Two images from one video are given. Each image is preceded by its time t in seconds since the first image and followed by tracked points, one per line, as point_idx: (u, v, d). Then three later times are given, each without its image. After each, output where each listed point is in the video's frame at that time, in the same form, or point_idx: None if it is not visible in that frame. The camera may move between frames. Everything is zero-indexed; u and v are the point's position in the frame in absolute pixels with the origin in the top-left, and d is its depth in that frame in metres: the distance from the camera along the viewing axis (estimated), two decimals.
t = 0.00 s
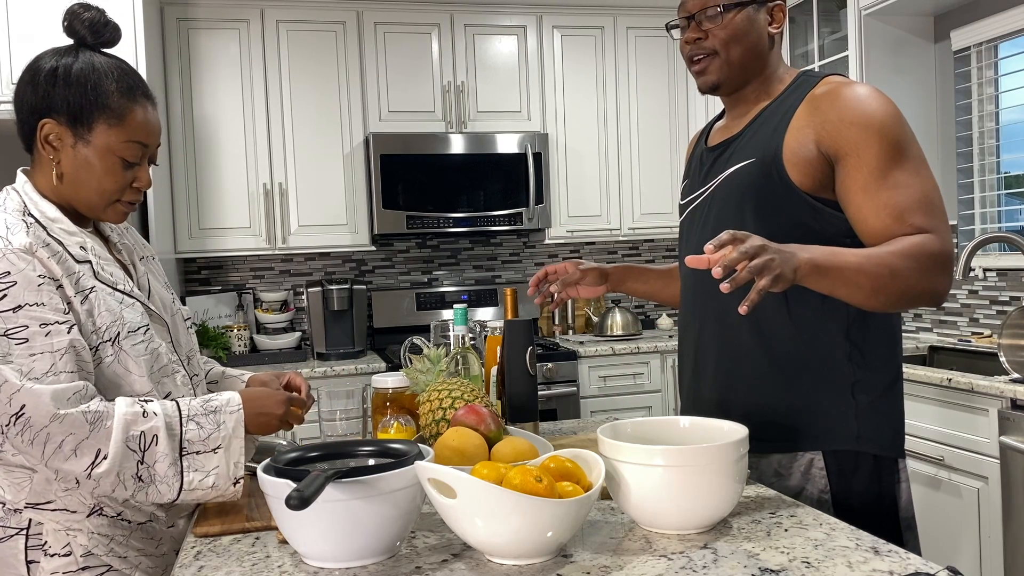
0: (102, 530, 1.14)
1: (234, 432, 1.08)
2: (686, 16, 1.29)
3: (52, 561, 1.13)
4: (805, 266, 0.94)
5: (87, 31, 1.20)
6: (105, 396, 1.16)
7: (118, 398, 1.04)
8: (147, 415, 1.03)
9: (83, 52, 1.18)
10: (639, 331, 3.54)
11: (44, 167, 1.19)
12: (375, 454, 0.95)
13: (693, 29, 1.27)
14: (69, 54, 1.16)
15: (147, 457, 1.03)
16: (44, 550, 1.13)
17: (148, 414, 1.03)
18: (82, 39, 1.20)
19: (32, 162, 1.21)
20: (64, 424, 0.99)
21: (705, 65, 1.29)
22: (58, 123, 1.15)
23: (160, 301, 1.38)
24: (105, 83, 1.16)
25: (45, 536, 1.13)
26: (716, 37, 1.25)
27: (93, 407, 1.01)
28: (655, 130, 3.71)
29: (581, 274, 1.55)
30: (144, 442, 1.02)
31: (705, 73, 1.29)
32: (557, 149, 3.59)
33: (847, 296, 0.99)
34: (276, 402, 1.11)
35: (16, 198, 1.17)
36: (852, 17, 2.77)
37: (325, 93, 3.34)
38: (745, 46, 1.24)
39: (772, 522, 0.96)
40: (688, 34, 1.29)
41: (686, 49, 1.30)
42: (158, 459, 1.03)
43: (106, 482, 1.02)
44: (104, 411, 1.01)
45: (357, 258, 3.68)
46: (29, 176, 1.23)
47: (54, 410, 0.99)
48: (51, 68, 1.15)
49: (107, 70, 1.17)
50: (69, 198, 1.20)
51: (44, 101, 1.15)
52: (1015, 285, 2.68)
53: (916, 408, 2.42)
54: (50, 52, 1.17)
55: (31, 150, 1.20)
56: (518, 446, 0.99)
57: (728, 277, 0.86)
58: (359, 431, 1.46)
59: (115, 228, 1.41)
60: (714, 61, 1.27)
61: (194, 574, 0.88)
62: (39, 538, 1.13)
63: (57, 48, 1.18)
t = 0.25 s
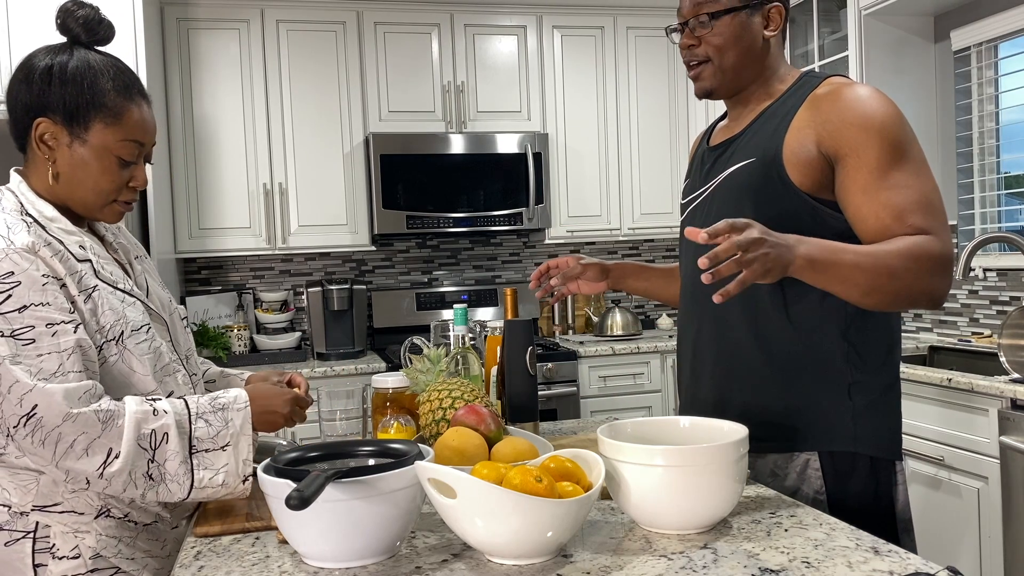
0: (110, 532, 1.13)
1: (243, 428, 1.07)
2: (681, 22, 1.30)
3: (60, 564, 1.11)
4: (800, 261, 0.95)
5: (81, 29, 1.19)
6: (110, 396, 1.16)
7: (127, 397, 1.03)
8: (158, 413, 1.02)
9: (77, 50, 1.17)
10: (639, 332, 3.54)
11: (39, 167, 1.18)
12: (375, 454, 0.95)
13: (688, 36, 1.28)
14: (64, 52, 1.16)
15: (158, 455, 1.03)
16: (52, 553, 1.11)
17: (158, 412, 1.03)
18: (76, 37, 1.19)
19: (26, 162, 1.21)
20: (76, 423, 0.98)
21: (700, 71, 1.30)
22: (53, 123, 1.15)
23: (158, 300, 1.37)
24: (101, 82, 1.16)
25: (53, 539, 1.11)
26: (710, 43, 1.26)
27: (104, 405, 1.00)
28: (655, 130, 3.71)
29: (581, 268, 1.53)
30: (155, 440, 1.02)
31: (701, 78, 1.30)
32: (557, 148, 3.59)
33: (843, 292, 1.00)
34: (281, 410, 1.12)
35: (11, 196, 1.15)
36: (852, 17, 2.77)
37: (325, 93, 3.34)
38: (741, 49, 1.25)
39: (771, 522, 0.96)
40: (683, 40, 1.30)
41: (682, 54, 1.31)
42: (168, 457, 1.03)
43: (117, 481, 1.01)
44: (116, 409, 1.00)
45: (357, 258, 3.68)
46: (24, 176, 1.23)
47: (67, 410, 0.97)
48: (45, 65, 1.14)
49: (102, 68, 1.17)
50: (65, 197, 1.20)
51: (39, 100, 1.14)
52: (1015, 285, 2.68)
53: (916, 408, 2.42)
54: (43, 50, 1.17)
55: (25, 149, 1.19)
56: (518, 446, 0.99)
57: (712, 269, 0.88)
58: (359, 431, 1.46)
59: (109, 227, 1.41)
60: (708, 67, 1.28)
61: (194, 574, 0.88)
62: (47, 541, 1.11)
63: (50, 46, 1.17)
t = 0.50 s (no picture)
0: (117, 534, 1.13)
1: (249, 435, 1.07)
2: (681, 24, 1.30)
3: (68, 567, 1.11)
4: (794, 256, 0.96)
5: (80, 28, 1.19)
6: (114, 397, 1.15)
7: (131, 400, 1.03)
8: (163, 418, 1.02)
9: (74, 49, 1.17)
10: (639, 331, 3.54)
11: (36, 167, 1.18)
12: (375, 454, 0.95)
13: (687, 38, 1.28)
14: (60, 51, 1.15)
15: (163, 461, 1.02)
16: (60, 556, 1.11)
17: (163, 417, 1.03)
18: (73, 36, 1.19)
19: (24, 162, 1.20)
20: (81, 427, 0.97)
21: (700, 73, 1.30)
22: (51, 123, 1.15)
23: (156, 300, 1.36)
24: (100, 81, 1.16)
25: (61, 541, 1.11)
26: (709, 44, 1.26)
27: (109, 409, 1.00)
28: (655, 130, 3.71)
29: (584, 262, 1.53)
30: (160, 446, 1.02)
31: (700, 79, 1.30)
32: (557, 148, 3.59)
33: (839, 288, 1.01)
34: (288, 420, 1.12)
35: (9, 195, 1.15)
36: (851, 17, 2.77)
37: (325, 93, 3.34)
38: (740, 50, 1.24)
39: (771, 522, 0.96)
40: (682, 40, 1.30)
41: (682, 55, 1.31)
42: (173, 463, 1.02)
43: (122, 486, 1.01)
44: (121, 414, 1.00)
45: (357, 258, 3.68)
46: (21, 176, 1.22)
47: (72, 412, 0.97)
48: (43, 65, 1.14)
49: (100, 68, 1.17)
50: (63, 198, 1.20)
51: (36, 100, 1.14)
52: (1015, 285, 2.68)
53: (916, 408, 2.42)
54: (40, 49, 1.16)
55: (22, 149, 1.19)
56: (518, 446, 0.99)
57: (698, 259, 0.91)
58: (359, 431, 1.46)
59: (103, 226, 1.40)
60: (706, 68, 1.28)
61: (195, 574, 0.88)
62: (55, 544, 1.11)
63: (45, 45, 1.16)
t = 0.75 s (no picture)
0: (127, 535, 1.13)
1: (254, 424, 1.07)
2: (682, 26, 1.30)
3: (79, 569, 1.10)
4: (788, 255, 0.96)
5: (82, 28, 1.19)
6: (118, 395, 1.16)
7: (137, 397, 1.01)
8: (170, 412, 1.01)
9: (80, 48, 1.16)
10: (639, 332, 3.54)
11: (44, 168, 1.16)
12: (375, 454, 0.95)
13: (688, 40, 1.29)
14: (65, 49, 1.13)
15: (171, 455, 1.01)
16: (71, 557, 1.10)
17: (170, 411, 1.01)
18: (75, 36, 1.19)
19: (26, 162, 1.17)
20: (92, 425, 0.95)
21: (704, 74, 1.30)
22: (62, 123, 1.13)
23: (157, 300, 1.34)
24: (110, 81, 1.16)
25: (72, 543, 1.10)
26: (711, 46, 1.26)
27: (117, 407, 0.98)
28: (655, 130, 3.71)
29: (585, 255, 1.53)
30: (168, 440, 1.01)
31: (704, 81, 1.30)
32: (557, 148, 3.59)
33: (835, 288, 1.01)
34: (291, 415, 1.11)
35: (12, 195, 1.12)
36: (852, 16, 2.77)
37: (325, 93, 3.34)
38: (742, 51, 1.25)
39: (771, 522, 0.96)
40: (683, 42, 1.30)
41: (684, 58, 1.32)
42: (182, 456, 1.02)
43: (132, 484, 0.99)
44: (129, 410, 0.98)
45: (357, 258, 3.68)
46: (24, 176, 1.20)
47: (83, 412, 0.95)
48: (51, 65, 1.12)
49: (108, 68, 1.17)
50: (71, 198, 1.19)
51: (45, 100, 1.12)
52: (1015, 285, 2.68)
53: (916, 408, 2.42)
54: (42, 47, 1.14)
55: (25, 148, 1.16)
56: (518, 446, 0.99)
57: (684, 252, 0.92)
58: (358, 430, 1.46)
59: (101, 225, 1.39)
60: (711, 70, 1.28)
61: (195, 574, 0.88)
62: (66, 546, 1.10)
63: (48, 43, 1.14)
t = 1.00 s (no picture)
0: (134, 532, 1.13)
1: (261, 417, 1.08)
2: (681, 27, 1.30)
3: (87, 567, 1.09)
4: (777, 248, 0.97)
5: (85, 29, 1.19)
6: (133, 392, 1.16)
7: (149, 393, 1.02)
8: (183, 406, 1.02)
9: (86, 48, 1.16)
10: (639, 332, 3.54)
11: (50, 167, 1.16)
12: (375, 454, 0.95)
13: (687, 41, 1.28)
14: (72, 50, 1.13)
15: (186, 448, 1.02)
16: (80, 555, 1.09)
17: (183, 405, 1.02)
18: (81, 36, 1.19)
19: (31, 159, 1.17)
20: (114, 420, 0.95)
21: (703, 74, 1.30)
22: (69, 123, 1.13)
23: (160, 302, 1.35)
24: (116, 81, 1.16)
25: (80, 541, 1.09)
26: (710, 47, 1.26)
27: (134, 402, 0.98)
28: (655, 130, 3.71)
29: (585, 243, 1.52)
30: (182, 433, 1.01)
31: (704, 82, 1.30)
32: (557, 148, 3.59)
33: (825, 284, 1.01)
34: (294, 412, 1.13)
35: (20, 194, 1.11)
36: (852, 16, 2.77)
37: (325, 93, 3.34)
38: (741, 52, 1.24)
39: (771, 522, 0.96)
40: (683, 43, 1.30)
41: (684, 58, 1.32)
42: (196, 449, 1.02)
43: (150, 479, 0.99)
44: (146, 405, 0.98)
45: (357, 258, 3.68)
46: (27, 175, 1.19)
47: (106, 408, 0.95)
48: (59, 66, 1.12)
49: (114, 68, 1.17)
50: (76, 197, 1.19)
51: (53, 100, 1.12)
52: (1015, 285, 2.68)
53: (916, 408, 2.42)
54: (47, 48, 1.14)
55: (30, 148, 1.16)
56: (518, 446, 0.99)
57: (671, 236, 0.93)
58: (358, 430, 1.46)
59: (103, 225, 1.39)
60: (710, 70, 1.28)
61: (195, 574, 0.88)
62: (74, 544, 1.09)
63: (54, 43, 1.14)
